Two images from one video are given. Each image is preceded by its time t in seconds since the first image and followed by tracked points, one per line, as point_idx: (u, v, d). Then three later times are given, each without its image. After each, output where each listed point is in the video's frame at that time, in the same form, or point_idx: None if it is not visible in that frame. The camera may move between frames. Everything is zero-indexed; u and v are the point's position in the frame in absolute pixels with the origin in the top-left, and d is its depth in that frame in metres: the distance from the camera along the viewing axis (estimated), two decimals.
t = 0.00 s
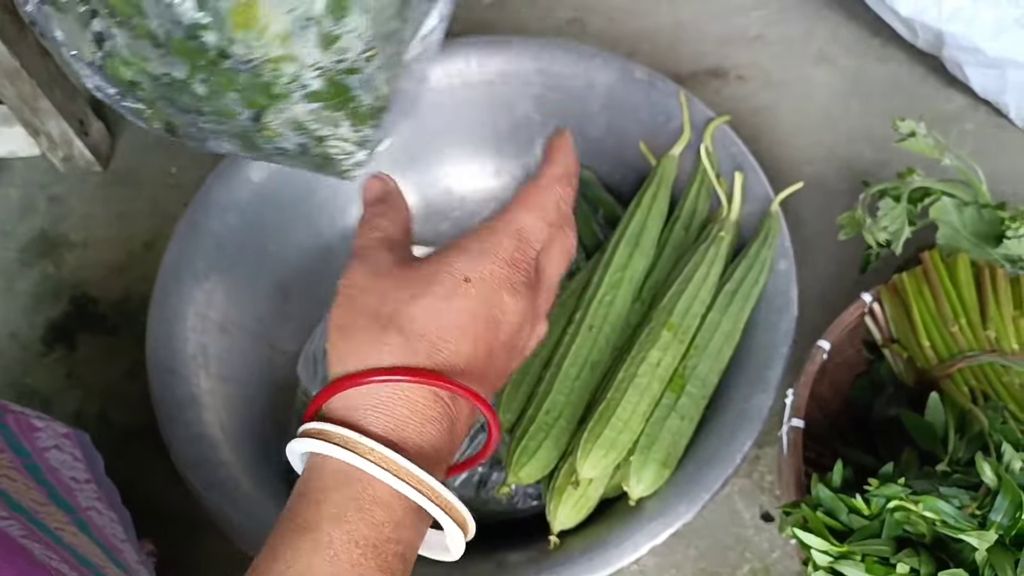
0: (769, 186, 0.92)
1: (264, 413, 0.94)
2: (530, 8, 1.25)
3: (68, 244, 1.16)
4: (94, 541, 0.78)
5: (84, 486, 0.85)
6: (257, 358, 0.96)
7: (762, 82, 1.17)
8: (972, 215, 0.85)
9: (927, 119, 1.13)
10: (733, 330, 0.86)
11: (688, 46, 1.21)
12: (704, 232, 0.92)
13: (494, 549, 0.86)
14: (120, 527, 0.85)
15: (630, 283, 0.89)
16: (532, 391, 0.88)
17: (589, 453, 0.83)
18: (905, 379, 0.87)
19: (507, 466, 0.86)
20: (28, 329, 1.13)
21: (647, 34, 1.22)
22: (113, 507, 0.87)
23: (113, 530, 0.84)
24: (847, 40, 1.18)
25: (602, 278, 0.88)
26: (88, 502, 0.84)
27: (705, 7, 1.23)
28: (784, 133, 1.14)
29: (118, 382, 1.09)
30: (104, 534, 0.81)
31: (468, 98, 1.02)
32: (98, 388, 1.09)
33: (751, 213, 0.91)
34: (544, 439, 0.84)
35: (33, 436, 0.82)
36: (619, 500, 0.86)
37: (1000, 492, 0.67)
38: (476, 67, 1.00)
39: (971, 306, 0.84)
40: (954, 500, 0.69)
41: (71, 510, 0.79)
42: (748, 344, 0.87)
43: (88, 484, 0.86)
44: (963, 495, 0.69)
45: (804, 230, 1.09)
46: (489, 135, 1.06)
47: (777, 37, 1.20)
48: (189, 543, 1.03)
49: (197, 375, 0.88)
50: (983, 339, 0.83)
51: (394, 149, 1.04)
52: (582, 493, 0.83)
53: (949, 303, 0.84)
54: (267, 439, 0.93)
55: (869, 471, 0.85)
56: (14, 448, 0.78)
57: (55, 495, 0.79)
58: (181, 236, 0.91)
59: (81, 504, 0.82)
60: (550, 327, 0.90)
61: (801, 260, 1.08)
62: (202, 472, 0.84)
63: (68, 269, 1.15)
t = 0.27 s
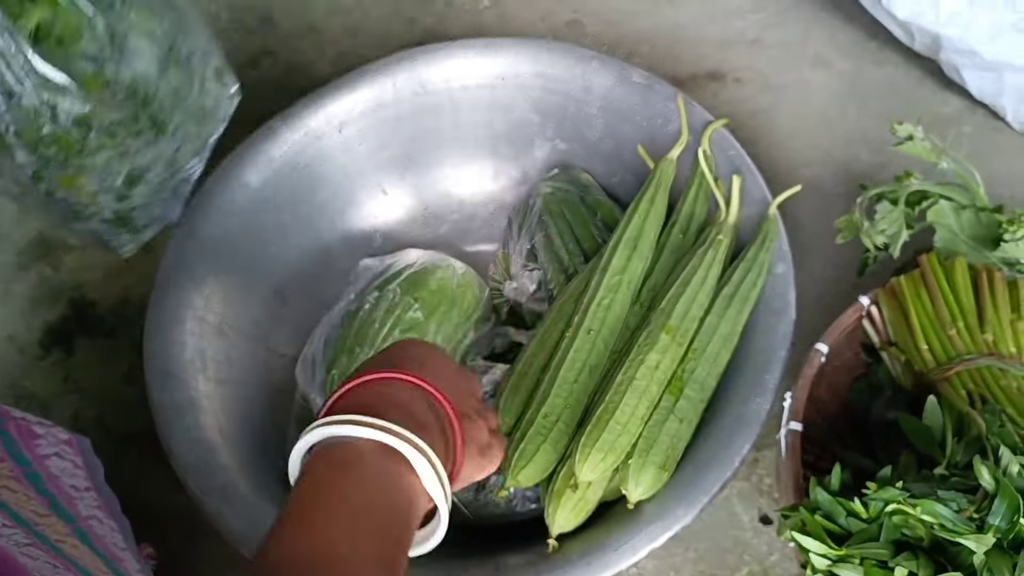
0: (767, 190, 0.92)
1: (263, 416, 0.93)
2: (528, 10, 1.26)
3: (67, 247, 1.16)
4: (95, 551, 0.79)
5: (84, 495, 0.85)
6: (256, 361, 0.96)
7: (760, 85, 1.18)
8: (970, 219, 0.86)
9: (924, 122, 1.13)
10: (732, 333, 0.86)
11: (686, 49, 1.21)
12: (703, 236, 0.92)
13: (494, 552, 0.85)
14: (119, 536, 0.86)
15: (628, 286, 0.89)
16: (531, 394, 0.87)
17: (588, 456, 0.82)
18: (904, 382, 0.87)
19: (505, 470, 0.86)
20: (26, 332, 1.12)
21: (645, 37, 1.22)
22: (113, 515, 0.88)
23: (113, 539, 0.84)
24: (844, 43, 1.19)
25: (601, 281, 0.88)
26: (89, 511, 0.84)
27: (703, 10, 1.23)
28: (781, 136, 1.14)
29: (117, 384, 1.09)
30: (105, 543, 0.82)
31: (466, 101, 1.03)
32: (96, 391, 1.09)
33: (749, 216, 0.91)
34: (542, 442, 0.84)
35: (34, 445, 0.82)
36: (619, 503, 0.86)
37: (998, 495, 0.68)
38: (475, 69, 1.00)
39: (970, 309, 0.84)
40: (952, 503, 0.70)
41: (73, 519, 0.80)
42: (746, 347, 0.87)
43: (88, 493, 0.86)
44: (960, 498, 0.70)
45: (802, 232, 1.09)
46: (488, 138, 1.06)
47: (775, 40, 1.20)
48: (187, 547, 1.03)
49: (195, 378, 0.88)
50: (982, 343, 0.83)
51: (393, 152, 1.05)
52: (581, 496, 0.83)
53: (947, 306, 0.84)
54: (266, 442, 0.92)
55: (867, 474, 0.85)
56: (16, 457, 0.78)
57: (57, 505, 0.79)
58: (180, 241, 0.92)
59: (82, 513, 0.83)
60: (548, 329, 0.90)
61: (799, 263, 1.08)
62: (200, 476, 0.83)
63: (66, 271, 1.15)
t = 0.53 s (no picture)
0: (754, 199, 0.93)
1: (254, 424, 0.94)
2: (519, 19, 1.27)
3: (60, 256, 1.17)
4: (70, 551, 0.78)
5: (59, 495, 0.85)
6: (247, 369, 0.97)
7: (748, 93, 1.19)
8: (957, 227, 0.86)
9: (912, 129, 1.14)
10: (719, 340, 0.86)
11: (674, 57, 1.22)
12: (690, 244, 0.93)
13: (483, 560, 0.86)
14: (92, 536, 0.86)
15: (615, 293, 0.89)
16: (519, 401, 0.87)
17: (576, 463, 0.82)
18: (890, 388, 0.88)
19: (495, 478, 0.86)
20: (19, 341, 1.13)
21: (634, 46, 1.23)
22: (85, 515, 0.87)
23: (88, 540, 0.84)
24: (831, 51, 1.20)
25: (591, 288, 0.89)
26: (65, 511, 0.84)
27: (691, 20, 1.24)
28: (769, 143, 1.15)
29: (109, 393, 1.10)
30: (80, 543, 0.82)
31: (457, 109, 1.03)
32: (88, 399, 1.10)
33: (736, 225, 0.93)
34: (531, 450, 0.84)
35: (11, 445, 0.81)
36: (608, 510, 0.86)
37: (983, 505, 0.68)
38: (464, 78, 1.01)
39: (955, 317, 0.85)
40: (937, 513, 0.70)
41: (49, 519, 0.79)
42: (734, 355, 0.88)
43: (62, 494, 0.86)
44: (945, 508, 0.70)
45: (790, 239, 1.10)
46: (477, 147, 1.07)
47: (763, 48, 1.22)
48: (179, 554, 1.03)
49: (185, 386, 0.88)
50: (967, 350, 0.84)
51: (384, 161, 1.06)
52: (570, 504, 0.83)
53: (934, 313, 0.85)
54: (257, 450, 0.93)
55: (853, 480, 0.86)
56: None
57: (33, 504, 0.79)
58: (172, 247, 0.92)
59: (59, 514, 0.82)
60: (537, 336, 0.90)
61: (787, 270, 1.08)
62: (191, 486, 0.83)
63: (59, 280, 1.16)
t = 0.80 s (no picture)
0: (737, 209, 0.94)
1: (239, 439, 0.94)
2: (502, 27, 1.27)
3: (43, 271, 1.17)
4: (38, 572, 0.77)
5: (35, 512, 0.84)
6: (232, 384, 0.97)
7: (731, 99, 1.19)
8: (937, 233, 0.88)
9: (893, 134, 1.15)
10: (704, 350, 0.87)
11: (657, 64, 1.23)
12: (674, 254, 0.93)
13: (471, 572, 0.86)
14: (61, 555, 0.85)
15: (601, 303, 0.89)
16: (506, 412, 0.87)
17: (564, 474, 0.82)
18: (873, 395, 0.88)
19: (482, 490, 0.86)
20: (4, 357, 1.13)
21: (617, 53, 1.24)
22: (58, 534, 0.86)
23: (58, 559, 0.84)
24: (813, 57, 1.21)
25: (577, 299, 0.89)
26: (37, 529, 0.83)
27: (673, 27, 1.25)
28: (752, 149, 1.16)
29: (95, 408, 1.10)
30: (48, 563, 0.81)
31: (440, 121, 1.03)
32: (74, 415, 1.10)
33: (719, 235, 0.93)
34: (519, 461, 0.84)
35: None
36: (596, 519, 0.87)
37: (965, 513, 0.68)
38: (447, 89, 1.01)
39: (937, 324, 0.85)
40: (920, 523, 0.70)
41: (20, 537, 0.78)
42: (719, 365, 0.88)
43: (40, 510, 0.85)
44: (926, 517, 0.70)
45: (773, 246, 1.10)
46: (461, 158, 1.07)
47: (745, 55, 1.22)
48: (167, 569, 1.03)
49: (170, 403, 0.88)
50: (949, 357, 0.84)
51: (369, 173, 1.06)
52: (558, 515, 0.83)
53: (917, 321, 0.85)
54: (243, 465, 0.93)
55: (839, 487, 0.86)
56: None
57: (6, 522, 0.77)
58: (154, 262, 0.92)
59: (30, 532, 0.81)
60: (523, 347, 0.90)
61: (771, 276, 1.09)
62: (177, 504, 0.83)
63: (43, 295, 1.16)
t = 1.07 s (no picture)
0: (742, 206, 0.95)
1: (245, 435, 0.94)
2: (499, 25, 1.27)
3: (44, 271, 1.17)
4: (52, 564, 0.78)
5: (48, 506, 0.84)
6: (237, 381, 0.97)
7: (728, 93, 1.20)
8: (937, 223, 0.88)
9: (891, 126, 1.15)
10: (715, 341, 0.87)
11: (654, 59, 1.23)
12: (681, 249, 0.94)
13: (479, 564, 0.86)
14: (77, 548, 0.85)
15: (613, 295, 0.90)
16: (519, 403, 0.88)
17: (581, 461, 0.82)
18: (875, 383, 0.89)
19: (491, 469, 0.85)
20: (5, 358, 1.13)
21: (614, 49, 1.24)
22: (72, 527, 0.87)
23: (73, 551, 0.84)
24: (809, 52, 1.21)
25: (589, 291, 0.89)
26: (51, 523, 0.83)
27: (669, 23, 1.25)
28: (750, 143, 1.16)
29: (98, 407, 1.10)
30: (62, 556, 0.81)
31: (442, 117, 1.04)
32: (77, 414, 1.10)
33: (725, 230, 0.94)
34: (535, 451, 0.84)
35: None
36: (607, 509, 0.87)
37: (970, 496, 0.69)
38: (449, 85, 1.01)
39: (938, 311, 0.86)
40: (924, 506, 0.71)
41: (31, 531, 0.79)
42: (728, 357, 0.89)
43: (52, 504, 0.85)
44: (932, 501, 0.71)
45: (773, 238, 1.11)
46: (463, 154, 1.08)
47: (741, 49, 1.23)
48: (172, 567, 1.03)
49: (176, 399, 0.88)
50: (950, 344, 0.85)
51: (370, 169, 1.06)
52: (573, 503, 0.83)
53: (917, 309, 0.86)
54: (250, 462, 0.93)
55: (843, 476, 0.87)
56: None
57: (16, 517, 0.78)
58: (156, 257, 0.92)
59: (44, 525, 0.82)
60: (534, 338, 0.90)
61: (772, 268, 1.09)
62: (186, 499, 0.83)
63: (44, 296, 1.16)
